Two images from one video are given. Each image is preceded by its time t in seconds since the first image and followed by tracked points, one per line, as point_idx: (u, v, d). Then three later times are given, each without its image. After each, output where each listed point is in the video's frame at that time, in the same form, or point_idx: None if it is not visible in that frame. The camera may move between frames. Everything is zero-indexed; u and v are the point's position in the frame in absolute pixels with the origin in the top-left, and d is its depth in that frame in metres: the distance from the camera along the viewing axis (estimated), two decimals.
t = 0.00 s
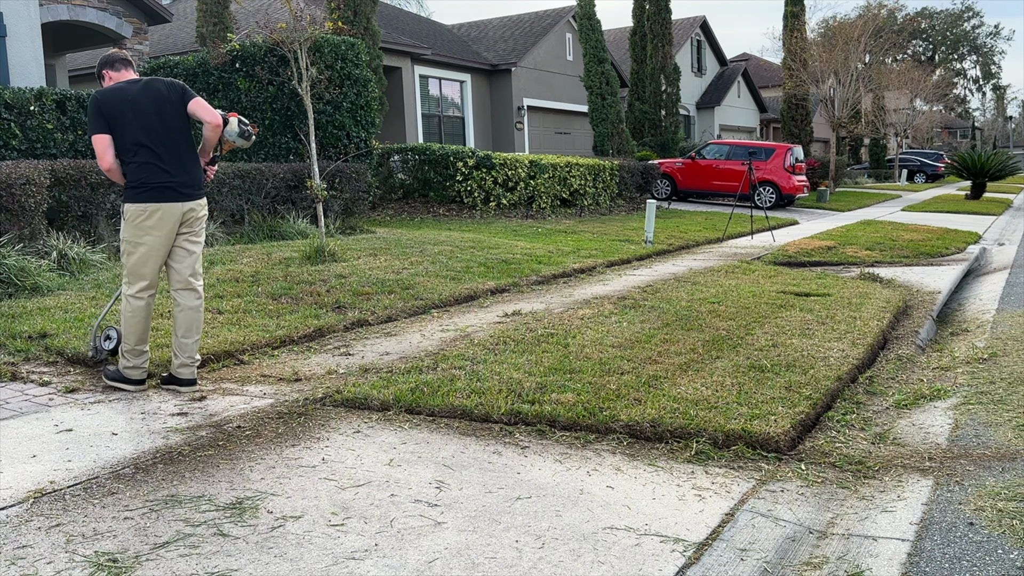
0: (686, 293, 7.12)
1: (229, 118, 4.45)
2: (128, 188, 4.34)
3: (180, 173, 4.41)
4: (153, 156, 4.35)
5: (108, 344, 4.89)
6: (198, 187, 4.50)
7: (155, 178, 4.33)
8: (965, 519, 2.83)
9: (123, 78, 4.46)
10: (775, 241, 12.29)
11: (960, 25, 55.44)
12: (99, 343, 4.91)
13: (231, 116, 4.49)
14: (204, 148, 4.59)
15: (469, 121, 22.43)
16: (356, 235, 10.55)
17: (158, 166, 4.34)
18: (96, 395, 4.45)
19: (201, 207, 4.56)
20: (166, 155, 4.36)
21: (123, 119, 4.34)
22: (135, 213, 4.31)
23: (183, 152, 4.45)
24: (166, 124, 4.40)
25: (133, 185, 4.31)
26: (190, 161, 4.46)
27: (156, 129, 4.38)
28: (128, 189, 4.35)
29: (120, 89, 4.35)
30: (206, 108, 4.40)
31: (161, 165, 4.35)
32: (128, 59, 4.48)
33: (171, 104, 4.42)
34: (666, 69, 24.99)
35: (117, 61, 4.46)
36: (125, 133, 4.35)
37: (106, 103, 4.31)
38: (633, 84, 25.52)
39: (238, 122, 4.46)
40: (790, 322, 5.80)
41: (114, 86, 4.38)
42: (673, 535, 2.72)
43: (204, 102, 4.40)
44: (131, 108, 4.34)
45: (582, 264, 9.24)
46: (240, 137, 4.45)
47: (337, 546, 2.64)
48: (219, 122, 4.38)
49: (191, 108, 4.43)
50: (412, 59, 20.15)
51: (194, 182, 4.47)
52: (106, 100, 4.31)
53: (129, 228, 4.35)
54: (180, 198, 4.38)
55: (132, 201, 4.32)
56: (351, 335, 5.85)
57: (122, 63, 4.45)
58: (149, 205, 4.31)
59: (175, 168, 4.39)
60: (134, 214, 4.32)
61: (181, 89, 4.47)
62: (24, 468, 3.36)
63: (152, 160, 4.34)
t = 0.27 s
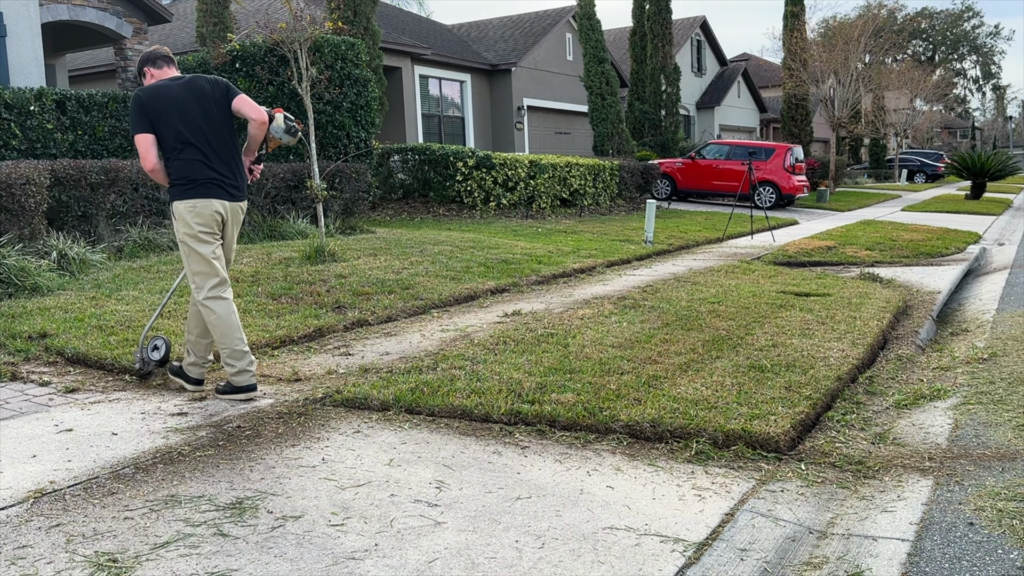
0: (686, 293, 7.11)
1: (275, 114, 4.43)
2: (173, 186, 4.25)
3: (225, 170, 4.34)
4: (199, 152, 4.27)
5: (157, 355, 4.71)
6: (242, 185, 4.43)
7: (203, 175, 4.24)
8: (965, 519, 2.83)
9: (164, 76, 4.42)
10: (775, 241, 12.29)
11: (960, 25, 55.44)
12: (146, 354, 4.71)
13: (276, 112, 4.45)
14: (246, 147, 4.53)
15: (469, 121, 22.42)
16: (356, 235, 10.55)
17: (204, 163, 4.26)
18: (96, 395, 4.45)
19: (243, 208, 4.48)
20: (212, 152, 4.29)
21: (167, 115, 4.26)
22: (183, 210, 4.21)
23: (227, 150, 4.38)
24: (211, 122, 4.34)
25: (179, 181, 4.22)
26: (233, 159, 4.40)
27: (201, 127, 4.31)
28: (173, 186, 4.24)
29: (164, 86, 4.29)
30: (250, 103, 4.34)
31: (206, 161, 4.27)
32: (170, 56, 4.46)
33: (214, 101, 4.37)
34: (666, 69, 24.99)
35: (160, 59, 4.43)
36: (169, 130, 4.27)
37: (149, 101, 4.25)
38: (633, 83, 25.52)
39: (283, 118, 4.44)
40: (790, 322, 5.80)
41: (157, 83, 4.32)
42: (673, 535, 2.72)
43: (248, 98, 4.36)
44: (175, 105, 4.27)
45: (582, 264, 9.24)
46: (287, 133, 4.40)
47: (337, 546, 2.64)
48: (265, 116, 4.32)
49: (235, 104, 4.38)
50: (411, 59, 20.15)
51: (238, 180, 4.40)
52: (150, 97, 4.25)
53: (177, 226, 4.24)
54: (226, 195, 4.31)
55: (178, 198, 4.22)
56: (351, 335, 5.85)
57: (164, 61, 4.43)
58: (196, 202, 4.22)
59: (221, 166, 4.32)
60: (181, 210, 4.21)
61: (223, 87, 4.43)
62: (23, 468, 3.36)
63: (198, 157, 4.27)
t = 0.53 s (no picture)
0: (686, 293, 7.11)
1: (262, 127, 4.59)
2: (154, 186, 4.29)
3: (208, 176, 4.42)
4: (184, 155, 4.33)
5: (57, 335, 4.90)
6: (222, 189, 4.51)
7: (187, 180, 4.32)
8: (965, 519, 2.83)
9: (158, 75, 4.43)
10: (775, 241, 12.29)
11: (960, 25, 55.46)
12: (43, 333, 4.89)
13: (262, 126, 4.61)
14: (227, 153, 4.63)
15: (469, 121, 22.42)
16: (356, 235, 10.55)
17: (189, 167, 4.34)
18: (96, 395, 4.45)
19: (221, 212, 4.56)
20: (197, 157, 4.38)
21: (157, 115, 4.29)
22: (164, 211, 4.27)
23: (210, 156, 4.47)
24: (200, 128, 4.43)
25: (163, 182, 4.28)
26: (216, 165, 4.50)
27: (188, 131, 4.38)
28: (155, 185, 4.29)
29: (157, 86, 4.32)
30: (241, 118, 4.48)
31: (191, 166, 4.35)
32: (164, 57, 4.47)
33: (205, 109, 4.46)
34: (666, 69, 24.99)
35: (154, 59, 4.44)
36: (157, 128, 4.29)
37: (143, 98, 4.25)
38: (633, 83, 25.52)
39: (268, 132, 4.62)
40: (790, 322, 5.80)
41: (149, 81, 4.33)
42: (673, 535, 2.72)
43: (240, 112, 4.50)
44: (167, 106, 4.32)
45: (582, 264, 9.24)
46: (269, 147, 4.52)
47: (337, 546, 2.64)
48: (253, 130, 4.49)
49: (224, 116, 4.50)
50: (412, 59, 20.15)
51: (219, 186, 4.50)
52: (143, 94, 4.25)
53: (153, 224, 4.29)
54: (207, 201, 4.40)
55: (159, 199, 4.27)
56: (351, 335, 5.85)
57: (159, 61, 4.44)
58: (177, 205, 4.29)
59: (204, 172, 4.41)
60: (163, 211, 4.27)
61: (214, 96, 4.52)
62: (23, 469, 3.36)
63: (186, 160, 4.33)
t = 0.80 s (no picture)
0: (686, 293, 7.11)
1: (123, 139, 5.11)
2: (30, 183, 4.62)
3: (83, 174, 4.82)
4: (61, 154, 4.69)
5: None
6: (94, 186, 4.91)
7: (64, 177, 4.69)
8: (965, 519, 2.83)
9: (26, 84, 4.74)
10: (776, 241, 12.29)
11: (960, 25, 55.47)
12: None
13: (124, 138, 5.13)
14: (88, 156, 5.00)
15: (469, 121, 22.43)
16: (356, 235, 10.55)
17: (66, 165, 4.71)
18: (96, 395, 4.45)
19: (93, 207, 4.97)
20: (73, 157, 4.76)
21: (37, 116, 4.63)
22: (39, 207, 4.62)
23: (84, 156, 4.86)
24: (76, 129, 4.82)
25: (40, 178, 4.62)
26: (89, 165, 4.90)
27: (64, 132, 4.75)
28: (30, 182, 4.62)
29: (33, 88, 4.65)
30: (107, 127, 5.00)
31: (69, 165, 4.73)
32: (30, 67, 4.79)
33: (79, 113, 4.86)
34: (666, 69, 25.00)
35: (18, 69, 4.74)
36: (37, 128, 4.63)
37: (23, 101, 4.58)
38: (633, 83, 25.52)
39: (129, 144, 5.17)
40: (790, 322, 5.80)
41: (25, 84, 4.66)
42: (673, 535, 2.72)
43: (108, 121, 5.00)
44: (46, 108, 4.67)
45: (582, 264, 9.24)
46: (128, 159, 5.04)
47: (338, 546, 2.64)
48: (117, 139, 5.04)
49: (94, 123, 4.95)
50: (412, 59, 20.15)
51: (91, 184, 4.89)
52: (22, 95, 4.58)
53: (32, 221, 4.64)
54: (82, 196, 4.78)
55: (34, 195, 4.62)
56: (351, 335, 5.85)
57: (25, 70, 4.75)
58: (54, 200, 4.64)
59: (79, 170, 4.79)
60: (38, 206, 4.62)
61: (85, 102, 4.94)
62: (23, 468, 3.36)
63: (61, 160, 4.68)
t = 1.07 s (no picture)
0: (686, 293, 7.11)
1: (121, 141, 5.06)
2: (22, 183, 4.65)
3: (76, 171, 4.80)
4: (51, 152, 4.70)
5: None
6: (90, 182, 4.88)
7: (54, 175, 4.69)
8: (965, 519, 2.83)
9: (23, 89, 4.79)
10: (776, 241, 12.29)
11: (960, 25, 55.46)
12: None
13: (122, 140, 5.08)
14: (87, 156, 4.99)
15: (469, 121, 22.43)
16: (356, 235, 10.55)
17: (56, 163, 4.71)
18: (96, 395, 4.45)
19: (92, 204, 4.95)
20: (64, 155, 4.76)
21: (26, 116, 4.66)
22: (31, 206, 4.64)
23: (77, 154, 4.85)
24: (67, 128, 4.82)
25: (32, 177, 4.64)
26: (82, 163, 4.88)
27: (55, 131, 4.75)
28: (22, 182, 4.65)
29: (22, 90, 4.69)
30: (101, 125, 4.95)
31: (60, 163, 4.73)
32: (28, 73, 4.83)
33: (71, 112, 4.87)
34: (666, 69, 25.00)
35: (17, 74, 4.81)
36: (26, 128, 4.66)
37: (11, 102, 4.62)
38: (633, 83, 25.52)
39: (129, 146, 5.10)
40: (790, 322, 5.80)
41: (15, 85, 4.71)
42: (673, 535, 2.72)
43: (101, 119, 4.96)
44: (35, 108, 4.70)
45: (582, 264, 9.24)
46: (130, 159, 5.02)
47: (338, 546, 2.64)
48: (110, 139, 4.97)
49: (87, 122, 4.92)
50: (412, 59, 20.15)
51: (86, 180, 4.87)
52: (10, 96, 4.62)
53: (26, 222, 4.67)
54: (74, 192, 4.76)
55: (26, 195, 4.65)
56: (351, 335, 5.85)
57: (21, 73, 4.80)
58: (45, 198, 4.65)
59: (71, 167, 4.78)
60: (30, 206, 4.64)
61: (77, 101, 4.93)
62: (24, 468, 3.36)
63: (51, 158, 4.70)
